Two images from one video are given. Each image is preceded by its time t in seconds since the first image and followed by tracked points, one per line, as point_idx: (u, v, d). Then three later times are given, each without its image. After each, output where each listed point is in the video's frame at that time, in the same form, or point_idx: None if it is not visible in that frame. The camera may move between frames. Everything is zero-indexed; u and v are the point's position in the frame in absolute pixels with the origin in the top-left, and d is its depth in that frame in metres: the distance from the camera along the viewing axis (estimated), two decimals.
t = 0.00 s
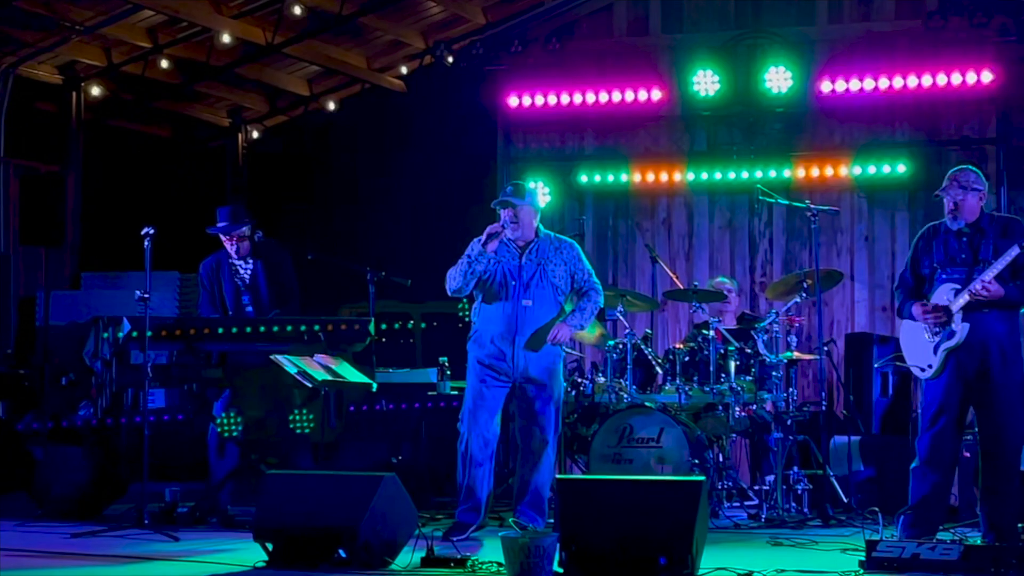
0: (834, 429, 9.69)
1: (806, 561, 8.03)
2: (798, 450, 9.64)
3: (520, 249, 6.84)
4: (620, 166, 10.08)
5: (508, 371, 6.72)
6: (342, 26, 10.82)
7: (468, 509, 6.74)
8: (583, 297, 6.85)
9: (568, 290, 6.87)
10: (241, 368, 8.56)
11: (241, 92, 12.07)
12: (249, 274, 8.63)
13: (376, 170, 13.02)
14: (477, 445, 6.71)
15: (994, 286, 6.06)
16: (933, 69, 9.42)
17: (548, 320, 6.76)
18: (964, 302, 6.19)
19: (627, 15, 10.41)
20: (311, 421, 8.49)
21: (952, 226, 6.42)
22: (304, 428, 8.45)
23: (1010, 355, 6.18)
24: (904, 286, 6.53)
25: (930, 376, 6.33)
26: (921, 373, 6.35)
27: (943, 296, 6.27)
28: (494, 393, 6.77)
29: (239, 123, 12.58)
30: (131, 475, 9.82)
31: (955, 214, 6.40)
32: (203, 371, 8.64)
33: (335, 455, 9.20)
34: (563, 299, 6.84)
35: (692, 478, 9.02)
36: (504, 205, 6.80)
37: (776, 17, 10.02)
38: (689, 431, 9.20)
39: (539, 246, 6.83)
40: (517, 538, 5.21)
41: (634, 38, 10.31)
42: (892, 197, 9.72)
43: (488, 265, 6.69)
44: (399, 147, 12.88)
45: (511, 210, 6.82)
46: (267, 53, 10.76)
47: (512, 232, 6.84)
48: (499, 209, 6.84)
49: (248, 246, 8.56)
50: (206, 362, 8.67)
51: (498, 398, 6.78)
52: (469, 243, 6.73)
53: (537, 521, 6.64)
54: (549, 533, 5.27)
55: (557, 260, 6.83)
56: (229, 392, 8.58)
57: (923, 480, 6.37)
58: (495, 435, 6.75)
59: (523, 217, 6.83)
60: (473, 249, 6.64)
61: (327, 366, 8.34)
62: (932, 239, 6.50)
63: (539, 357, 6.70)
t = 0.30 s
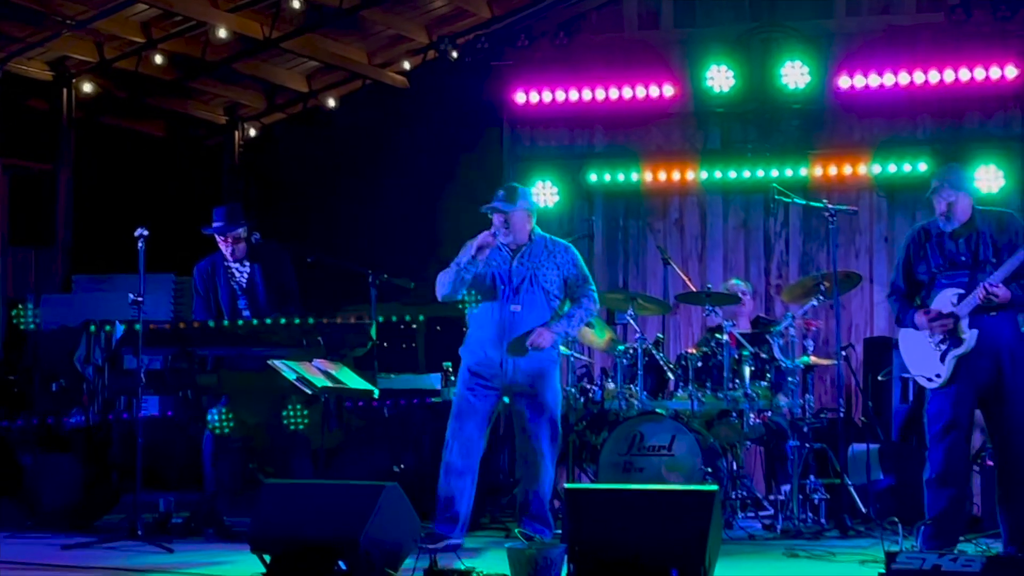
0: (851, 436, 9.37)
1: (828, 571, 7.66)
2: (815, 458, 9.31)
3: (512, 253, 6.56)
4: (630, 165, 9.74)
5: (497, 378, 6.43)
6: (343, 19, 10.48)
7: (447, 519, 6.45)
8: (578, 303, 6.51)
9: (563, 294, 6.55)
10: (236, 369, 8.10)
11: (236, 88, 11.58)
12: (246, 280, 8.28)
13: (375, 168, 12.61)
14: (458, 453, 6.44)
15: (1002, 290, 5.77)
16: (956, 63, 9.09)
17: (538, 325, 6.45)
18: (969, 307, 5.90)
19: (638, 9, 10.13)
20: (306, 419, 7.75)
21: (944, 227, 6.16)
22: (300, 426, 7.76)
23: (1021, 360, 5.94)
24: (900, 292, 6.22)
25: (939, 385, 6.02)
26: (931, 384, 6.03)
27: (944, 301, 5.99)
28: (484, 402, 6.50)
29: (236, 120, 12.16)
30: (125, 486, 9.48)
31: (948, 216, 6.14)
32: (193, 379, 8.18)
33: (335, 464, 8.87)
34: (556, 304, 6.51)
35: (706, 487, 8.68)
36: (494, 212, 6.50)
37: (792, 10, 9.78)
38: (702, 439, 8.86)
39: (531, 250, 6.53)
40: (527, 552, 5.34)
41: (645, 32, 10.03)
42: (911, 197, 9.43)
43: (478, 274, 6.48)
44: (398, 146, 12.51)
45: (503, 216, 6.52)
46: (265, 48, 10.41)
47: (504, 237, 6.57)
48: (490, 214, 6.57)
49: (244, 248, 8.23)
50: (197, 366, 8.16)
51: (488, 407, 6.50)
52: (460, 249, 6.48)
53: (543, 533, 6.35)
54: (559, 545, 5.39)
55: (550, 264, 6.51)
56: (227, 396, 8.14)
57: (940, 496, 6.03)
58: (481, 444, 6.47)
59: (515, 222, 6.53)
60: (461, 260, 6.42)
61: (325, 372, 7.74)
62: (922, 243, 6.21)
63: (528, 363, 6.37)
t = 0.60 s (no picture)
0: (867, 440, 9.15)
1: None
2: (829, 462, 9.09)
3: (483, 252, 6.42)
4: (640, 162, 9.55)
5: (479, 379, 6.25)
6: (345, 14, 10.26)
7: (441, 530, 6.26)
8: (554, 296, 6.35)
9: (538, 291, 6.39)
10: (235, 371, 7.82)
11: (238, 85, 11.33)
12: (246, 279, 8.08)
13: (374, 166, 12.28)
14: (448, 463, 6.27)
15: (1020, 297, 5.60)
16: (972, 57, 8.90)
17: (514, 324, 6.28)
18: (981, 314, 5.75)
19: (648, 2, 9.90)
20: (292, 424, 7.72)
21: (945, 238, 5.95)
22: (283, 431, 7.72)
23: None
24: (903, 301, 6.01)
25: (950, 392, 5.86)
26: (944, 392, 5.86)
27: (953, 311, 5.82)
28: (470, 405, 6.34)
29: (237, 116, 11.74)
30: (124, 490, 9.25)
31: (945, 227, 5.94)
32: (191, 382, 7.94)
33: (339, 468, 8.65)
34: (531, 298, 6.36)
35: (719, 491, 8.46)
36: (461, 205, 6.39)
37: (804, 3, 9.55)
38: (714, 442, 8.65)
39: (503, 248, 6.38)
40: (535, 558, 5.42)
41: (654, 25, 9.78)
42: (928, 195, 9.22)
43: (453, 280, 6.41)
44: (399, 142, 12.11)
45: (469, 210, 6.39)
46: (266, 44, 10.18)
47: (472, 230, 6.41)
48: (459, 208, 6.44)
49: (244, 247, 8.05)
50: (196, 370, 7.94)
51: (473, 410, 6.34)
52: (434, 263, 6.51)
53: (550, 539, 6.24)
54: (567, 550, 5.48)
55: (521, 261, 6.36)
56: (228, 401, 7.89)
57: (958, 500, 5.88)
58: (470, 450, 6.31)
59: (482, 215, 6.38)
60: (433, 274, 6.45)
61: (329, 373, 7.54)
62: (921, 252, 6.03)
63: (506, 356, 6.21)
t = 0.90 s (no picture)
0: (884, 445, 8.91)
1: None
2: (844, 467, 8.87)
3: (445, 253, 6.20)
4: (651, 160, 9.34)
5: (442, 388, 6.06)
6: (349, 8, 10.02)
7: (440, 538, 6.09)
8: (514, 301, 6.11)
9: (499, 296, 6.15)
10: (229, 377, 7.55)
11: (240, 82, 11.09)
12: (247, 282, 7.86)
13: (377, 168, 11.92)
14: (426, 471, 6.10)
15: None
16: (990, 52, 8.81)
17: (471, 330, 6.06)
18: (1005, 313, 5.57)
19: None
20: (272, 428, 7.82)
21: (975, 230, 5.78)
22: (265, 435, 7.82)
23: None
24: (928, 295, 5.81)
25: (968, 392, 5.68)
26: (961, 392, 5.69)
27: (977, 308, 5.66)
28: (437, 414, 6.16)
29: (238, 114, 11.49)
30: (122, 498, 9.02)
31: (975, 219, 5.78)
32: (187, 387, 7.61)
33: (341, 474, 8.42)
34: (490, 304, 6.13)
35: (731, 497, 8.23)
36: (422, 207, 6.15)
37: None
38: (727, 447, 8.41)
39: (466, 250, 6.14)
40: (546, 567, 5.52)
41: (666, 20, 9.51)
42: (946, 194, 9.00)
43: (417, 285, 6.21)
44: (405, 140, 11.81)
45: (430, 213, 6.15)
46: (268, 39, 9.93)
47: (435, 233, 6.18)
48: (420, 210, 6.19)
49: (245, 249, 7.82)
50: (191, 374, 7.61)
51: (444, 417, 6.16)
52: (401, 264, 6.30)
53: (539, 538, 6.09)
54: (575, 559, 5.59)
55: (480, 264, 6.11)
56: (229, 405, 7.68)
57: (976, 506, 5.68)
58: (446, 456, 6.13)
59: (444, 216, 6.14)
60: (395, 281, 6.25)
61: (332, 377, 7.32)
62: (950, 245, 5.82)
63: (466, 364, 6.00)
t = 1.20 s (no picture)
0: (900, 447, 8.70)
1: None
2: (858, 469, 8.67)
3: (424, 247, 5.98)
4: (662, 156, 9.17)
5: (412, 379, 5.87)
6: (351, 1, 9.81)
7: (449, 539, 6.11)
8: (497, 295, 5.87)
9: (481, 290, 5.93)
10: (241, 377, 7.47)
11: (243, 76, 10.89)
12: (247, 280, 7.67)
13: (381, 168, 11.51)
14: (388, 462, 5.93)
15: None
16: (1006, 45, 8.65)
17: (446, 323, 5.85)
18: None
19: None
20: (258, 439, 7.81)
21: None
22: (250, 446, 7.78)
23: None
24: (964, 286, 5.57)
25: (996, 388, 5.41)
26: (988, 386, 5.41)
27: (1015, 302, 5.34)
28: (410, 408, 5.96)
29: (240, 108, 11.33)
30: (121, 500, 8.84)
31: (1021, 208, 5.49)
32: (187, 387, 7.41)
33: (344, 476, 8.23)
34: (471, 299, 5.91)
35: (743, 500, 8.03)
36: (409, 201, 5.94)
37: None
38: (738, 448, 8.22)
39: (446, 241, 5.94)
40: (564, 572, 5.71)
41: (675, 12, 9.30)
42: (963, 189, 8.81)
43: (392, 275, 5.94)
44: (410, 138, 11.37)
45: (416, 206, 5.95)
46: (269, 32, 9.70)
47: (421, 229, 5.97)
48: (405, 205, 5.99)
49: (247, 245, 7.64)
50: (190, 374, 7.41)
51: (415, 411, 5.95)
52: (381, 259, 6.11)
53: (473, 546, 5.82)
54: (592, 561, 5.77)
55: (461, 256, 5.91)
56: (229, 406, 7.63)
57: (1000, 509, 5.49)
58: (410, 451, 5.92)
59: (430, 212, 5.95)
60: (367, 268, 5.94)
61: (335, 376, 7.12)
62: (993, 235, 5.57)
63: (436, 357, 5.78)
